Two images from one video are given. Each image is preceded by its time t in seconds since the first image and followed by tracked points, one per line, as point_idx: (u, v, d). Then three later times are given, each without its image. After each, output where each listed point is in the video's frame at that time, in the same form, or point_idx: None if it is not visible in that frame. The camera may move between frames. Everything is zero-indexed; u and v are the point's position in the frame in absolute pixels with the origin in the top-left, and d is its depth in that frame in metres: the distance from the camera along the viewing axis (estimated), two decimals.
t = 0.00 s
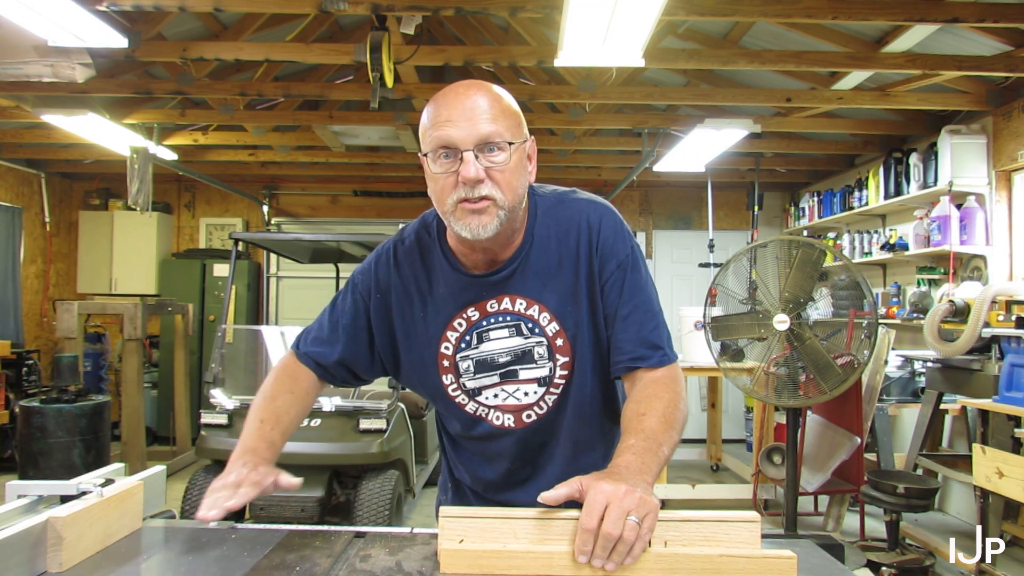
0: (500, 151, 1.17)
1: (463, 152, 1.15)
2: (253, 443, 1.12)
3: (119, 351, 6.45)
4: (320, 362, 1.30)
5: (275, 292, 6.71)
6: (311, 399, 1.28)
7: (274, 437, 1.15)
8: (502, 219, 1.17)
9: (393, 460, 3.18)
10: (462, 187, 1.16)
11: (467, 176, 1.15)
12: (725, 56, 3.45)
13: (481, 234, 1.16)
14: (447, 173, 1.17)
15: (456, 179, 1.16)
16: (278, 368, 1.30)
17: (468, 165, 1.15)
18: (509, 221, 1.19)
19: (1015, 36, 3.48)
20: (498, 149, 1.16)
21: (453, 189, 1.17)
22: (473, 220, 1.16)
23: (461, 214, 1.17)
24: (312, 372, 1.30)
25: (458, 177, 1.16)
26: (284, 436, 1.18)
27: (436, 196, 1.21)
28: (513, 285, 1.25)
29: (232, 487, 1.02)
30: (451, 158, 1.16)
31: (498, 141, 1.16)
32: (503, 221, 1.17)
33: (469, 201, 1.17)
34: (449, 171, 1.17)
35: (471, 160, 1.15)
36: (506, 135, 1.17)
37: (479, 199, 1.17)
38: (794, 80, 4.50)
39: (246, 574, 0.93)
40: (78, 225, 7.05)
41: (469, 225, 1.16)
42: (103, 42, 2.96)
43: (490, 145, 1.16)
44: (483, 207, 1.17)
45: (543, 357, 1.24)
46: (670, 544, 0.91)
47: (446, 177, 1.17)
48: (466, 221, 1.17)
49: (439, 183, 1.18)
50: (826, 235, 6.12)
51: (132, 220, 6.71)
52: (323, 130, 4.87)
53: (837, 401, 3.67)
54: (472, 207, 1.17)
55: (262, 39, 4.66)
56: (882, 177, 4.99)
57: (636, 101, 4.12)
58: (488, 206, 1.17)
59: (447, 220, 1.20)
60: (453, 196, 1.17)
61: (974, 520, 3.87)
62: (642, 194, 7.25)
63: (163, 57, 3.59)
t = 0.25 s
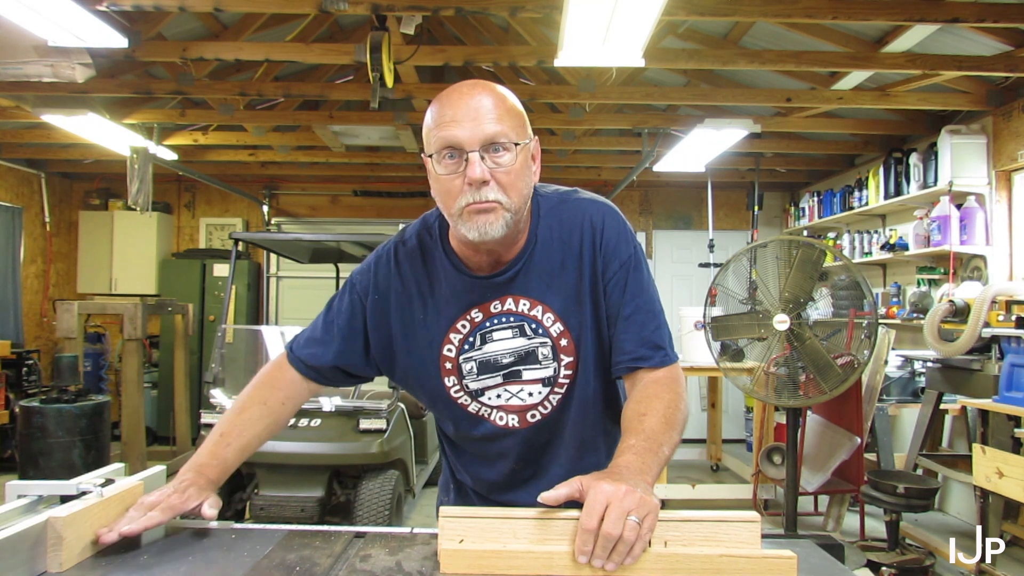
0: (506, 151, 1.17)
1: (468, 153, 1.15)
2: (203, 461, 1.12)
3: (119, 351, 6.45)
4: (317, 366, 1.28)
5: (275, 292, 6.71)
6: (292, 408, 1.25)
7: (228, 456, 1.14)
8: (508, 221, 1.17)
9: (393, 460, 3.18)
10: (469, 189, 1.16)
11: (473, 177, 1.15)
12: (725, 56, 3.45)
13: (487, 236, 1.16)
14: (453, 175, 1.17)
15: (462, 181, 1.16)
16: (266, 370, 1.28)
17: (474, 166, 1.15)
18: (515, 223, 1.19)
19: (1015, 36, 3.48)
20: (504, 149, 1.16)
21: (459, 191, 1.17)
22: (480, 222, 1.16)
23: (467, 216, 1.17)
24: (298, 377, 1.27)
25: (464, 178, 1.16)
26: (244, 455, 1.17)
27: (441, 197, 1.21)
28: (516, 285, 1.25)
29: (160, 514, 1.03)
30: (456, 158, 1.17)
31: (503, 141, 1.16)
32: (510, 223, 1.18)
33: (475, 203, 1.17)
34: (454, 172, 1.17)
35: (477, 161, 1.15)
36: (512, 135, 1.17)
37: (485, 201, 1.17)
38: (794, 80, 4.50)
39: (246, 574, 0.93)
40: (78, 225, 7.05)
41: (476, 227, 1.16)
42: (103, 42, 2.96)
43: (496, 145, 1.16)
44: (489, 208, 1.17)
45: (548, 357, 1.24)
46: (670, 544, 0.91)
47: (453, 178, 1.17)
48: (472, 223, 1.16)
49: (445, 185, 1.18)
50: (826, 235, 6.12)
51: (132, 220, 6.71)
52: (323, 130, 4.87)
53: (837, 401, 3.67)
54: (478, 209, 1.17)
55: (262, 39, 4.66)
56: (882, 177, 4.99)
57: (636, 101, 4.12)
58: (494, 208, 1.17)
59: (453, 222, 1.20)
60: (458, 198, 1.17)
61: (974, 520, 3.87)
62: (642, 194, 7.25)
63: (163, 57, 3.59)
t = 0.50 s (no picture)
0: (510, 147, 1.17)
1: (473, 148, 1.15)
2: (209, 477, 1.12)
3: (119, 351, 6.45)
4: (318, 372, 1.26)
5: (275, 292, 6.71)
6: (296, 415, 1.24)
7: (234, 470, 1.14)
8: (512, 219, 1.17)
9: (393, 460, 3.18)
10: (472, 184, 1.16)
11: (477, 172, 1.15)
12: (725, 56, 3.45)
13: (490, 232, 1.15)
14: (457, 170, 1.17)
15: (465, 176, 1.16)
16: (268, 380, 1.27)
17: (478, 161, 1.15)
18: (518, 221, 1.19)
19: (1015, 36, 3.48)
20: (508, 145, 1.16)
21: (463, 186, 1.17)
22: (483, 218, 1.15)
23: (470, 212, 1.17)
24: (300, 385, 1.26)
25: (468, 173, 1.16)
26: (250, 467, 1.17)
27: (444, 193, 1.20)
28: (517, 286, 1.25)
29: (159, 527, 1.03)
30: (460, 154, 1.16)
31: (508, 137, 1.16)
32: (513, 220, 1.17)
33: (478, 199, 1.17)
34: (458, 168, 1.17)
35: (481, 157, 1.15)
36: (516, 131, 1.17)
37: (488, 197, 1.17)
38: (794, 80, 4.50)
39: (246, 574, 0.93)
40: (78, 225, 7.05)
41: (479, 224, 1.15)
42: (103, 42, 2.96)
43: (500, 141, 1.16)
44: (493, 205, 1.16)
45: (550, 357, 1.24)
46: (670, 544, 0.91)
47: (456, 174, 1.17)
48: (475, 220, 1.16)
49: (449, 181, 1.18)
50: (826, 235, 6.12)
51: (132, 220, 6.71)
52: (323, 130, 4.87)
53: (837, 401, 3.67)
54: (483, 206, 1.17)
55: (262, 39, 4.66)
56: (882, 177, 4.99)
57: (636, 101, 4.12)
58: (498, 205, 1.17)
59: (455, 219, 1.19)
60: (462, 194, 1.17)
61: (974, 520, 3.87)
62: (642, 194, 7.25)
63: (163, 57, 3.59)
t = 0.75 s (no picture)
0: (510, 146, 1.17)
1: (472, 146, 1.15)
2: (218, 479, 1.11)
3: (119, 351, 6.45)
4: (318, 376, 1.26)
5: (275, 292, 6.71)
6: (302, 418, 1.23)
7: (245, 471, 1.13)
8: (510, 218, 1.17)
9: (393, 460, 3.18)
10: (470, 183, 1.16)
11: (476, 170, 1.15)
12: (725, 56, 3.45)
13: (488, 231, 1.15)
14: (455, 168, 1.17)
15: (464, 174, 1.16)
16: (272, 387, 1.26)
17: (477, 160, 1.15)
18: (516, 221, 1.19)
19: (1015, 36, 3.48)
20: (507, 144, 1.16)
21: (461, 185, 1.17)
22: (481, 218, 1.16)
23: (468, 211, 1.17)
24: (303, 388, 1.25)
25: (467, 172, 1.16)
26: (260, 469, 1.16)
27: (442, 191, 1.20)
28: (514, 287, 1.25)
29: (155, 525, 1.02)
30: (459, 152, 1.16)
31: (508, 136, 1.16)
32: (511, 220, 1.18)
33: (476, 198, 1.17)
34: (457, 166, 1.17)
35: (480, 155, 1.15)
36: (516, 130, 1.17)
37: (487, 196, 1.17)
38: (794, 80, 4.50)
39: (246, 574, 0.93)
40: (78, 225, 7.05)
41: (477, 223, 1.15)
42: (103, 42, 2.96)
43: (500, 140, 1.16)
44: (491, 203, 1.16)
45: (546, 359, 1.25)
46: (670, 544, 0.91)
47: (455, 172, 1.17)
48: (473, 219, 1.16)
49: (448, 179, 1.18)
50: (826, 235, 6.12)
51: (131, 220, 6.71)
52: (323, 130, 4.87)
53: (837, 402, 3.67)
54: (481, 204, 1.17)
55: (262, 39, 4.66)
56: (882, 177, 4.99)
57: (636, 101, 4.12)
58: (496, 203, 1.17)
59: (452, 217, 1.19)
60: (460, 193, 1.17)
61: (974, 520, 3.87)
62: (642, 194, 7.25)
63: (163, 57, 3.59)
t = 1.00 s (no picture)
0: (512, 146, 1.17)
1: (474, 144, 1.15)
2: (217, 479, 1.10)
3: (119, 351, 6.45)
4: (315, 370, 1.25)
5: (275, 292, 6.71)
6: (300, 415, 1.23)
7: (243, 470, 1.13)
8: (509, 217, 1.17)
9: (394, 460, 3.18)
10: (471, 181, 1.16)
11: (477, 169, 1.15)
12: (725, 56, 3.45)
13: (488, 231, 1.15)
14: (456, 166, 1.17)
15: (465, 173, 1.16)
16: (269, 382, 1.25)
17: (478, 158, 1.15)
18: (516, 220, 1.19)
19: (1015, 36, 3.48)
20: (510, 144, 1.17)
21: (462, 182, 1.17)
22: (481, 216, 1.16)
23: (467, 209, 1.17)
24: (301, 385, 1.24)
25: (467, 170, 1.16)
26: (258, 468, 1.16)
27: (442, 189, 1.20)
28: (510, 286, 1.25)
29: (155, 525, 1.02)
30: (461, 149, 1.16)
31: (510, 135, 1.16)
32: (511, 219, 1.18)
33: (476, 196, 1.17)
34: (458, 164, 1.17)
35: (482, 153, 1.15)
36: (518, 130, 1.17)
37: (487, 195, 1.17)
38: (794, 80, 4.50)
39: (246, 574, 0.93)
40: (78, 225, 7.05)
41: (476, 221, 1.15)
42: (103, 42, 2.96)
43: (502, 139, 1.16)
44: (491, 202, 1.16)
45: (541, 360, 1.24)
46: (670, 544, 0.91)
47: (455, 169, 1.17)
48: (473, 217, 1.16)
49: (448, 176, 1.18)
50: (826, 235, 6.12)
51: (131, 220, 6.71)
52: (323, 130, 4.86)
53: (837, 402, 3.67)
54: (481, 203, 1.17)
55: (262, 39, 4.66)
56: (882, 177, 4.99)
57: (636, 101, 4.12)
58: (496, 202, 1.17)
59: (452, 215, 1.19)
60: (461, 191, 1.17)
61: (974, 520, 3.87)
62: (642, 194, 7.25)
63: (163, 57, 3.59)
